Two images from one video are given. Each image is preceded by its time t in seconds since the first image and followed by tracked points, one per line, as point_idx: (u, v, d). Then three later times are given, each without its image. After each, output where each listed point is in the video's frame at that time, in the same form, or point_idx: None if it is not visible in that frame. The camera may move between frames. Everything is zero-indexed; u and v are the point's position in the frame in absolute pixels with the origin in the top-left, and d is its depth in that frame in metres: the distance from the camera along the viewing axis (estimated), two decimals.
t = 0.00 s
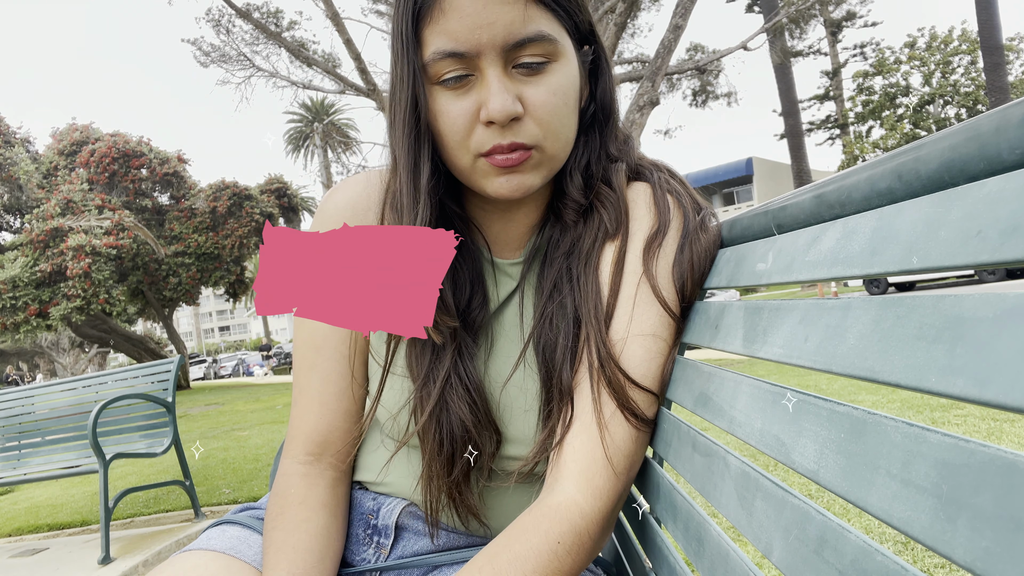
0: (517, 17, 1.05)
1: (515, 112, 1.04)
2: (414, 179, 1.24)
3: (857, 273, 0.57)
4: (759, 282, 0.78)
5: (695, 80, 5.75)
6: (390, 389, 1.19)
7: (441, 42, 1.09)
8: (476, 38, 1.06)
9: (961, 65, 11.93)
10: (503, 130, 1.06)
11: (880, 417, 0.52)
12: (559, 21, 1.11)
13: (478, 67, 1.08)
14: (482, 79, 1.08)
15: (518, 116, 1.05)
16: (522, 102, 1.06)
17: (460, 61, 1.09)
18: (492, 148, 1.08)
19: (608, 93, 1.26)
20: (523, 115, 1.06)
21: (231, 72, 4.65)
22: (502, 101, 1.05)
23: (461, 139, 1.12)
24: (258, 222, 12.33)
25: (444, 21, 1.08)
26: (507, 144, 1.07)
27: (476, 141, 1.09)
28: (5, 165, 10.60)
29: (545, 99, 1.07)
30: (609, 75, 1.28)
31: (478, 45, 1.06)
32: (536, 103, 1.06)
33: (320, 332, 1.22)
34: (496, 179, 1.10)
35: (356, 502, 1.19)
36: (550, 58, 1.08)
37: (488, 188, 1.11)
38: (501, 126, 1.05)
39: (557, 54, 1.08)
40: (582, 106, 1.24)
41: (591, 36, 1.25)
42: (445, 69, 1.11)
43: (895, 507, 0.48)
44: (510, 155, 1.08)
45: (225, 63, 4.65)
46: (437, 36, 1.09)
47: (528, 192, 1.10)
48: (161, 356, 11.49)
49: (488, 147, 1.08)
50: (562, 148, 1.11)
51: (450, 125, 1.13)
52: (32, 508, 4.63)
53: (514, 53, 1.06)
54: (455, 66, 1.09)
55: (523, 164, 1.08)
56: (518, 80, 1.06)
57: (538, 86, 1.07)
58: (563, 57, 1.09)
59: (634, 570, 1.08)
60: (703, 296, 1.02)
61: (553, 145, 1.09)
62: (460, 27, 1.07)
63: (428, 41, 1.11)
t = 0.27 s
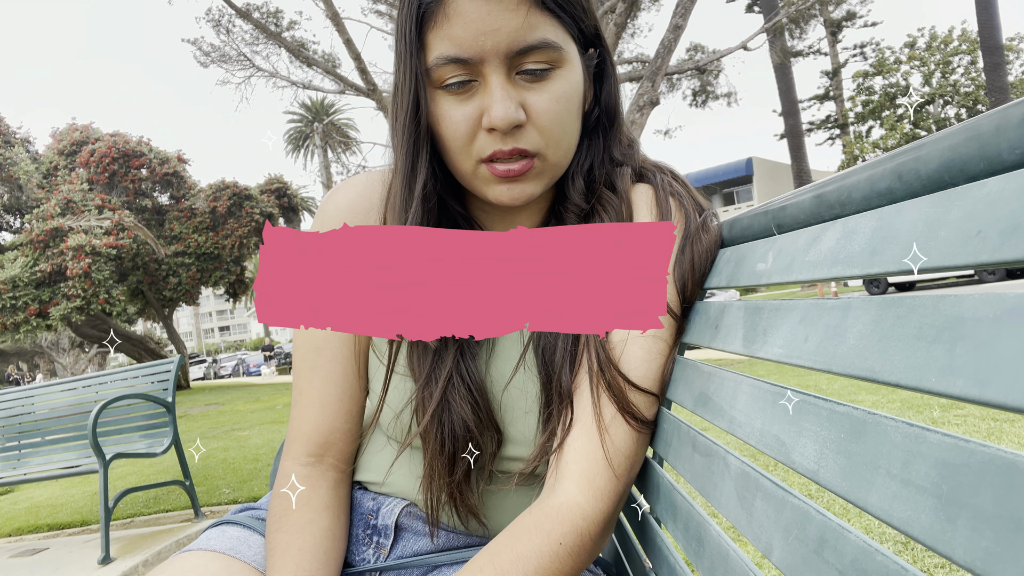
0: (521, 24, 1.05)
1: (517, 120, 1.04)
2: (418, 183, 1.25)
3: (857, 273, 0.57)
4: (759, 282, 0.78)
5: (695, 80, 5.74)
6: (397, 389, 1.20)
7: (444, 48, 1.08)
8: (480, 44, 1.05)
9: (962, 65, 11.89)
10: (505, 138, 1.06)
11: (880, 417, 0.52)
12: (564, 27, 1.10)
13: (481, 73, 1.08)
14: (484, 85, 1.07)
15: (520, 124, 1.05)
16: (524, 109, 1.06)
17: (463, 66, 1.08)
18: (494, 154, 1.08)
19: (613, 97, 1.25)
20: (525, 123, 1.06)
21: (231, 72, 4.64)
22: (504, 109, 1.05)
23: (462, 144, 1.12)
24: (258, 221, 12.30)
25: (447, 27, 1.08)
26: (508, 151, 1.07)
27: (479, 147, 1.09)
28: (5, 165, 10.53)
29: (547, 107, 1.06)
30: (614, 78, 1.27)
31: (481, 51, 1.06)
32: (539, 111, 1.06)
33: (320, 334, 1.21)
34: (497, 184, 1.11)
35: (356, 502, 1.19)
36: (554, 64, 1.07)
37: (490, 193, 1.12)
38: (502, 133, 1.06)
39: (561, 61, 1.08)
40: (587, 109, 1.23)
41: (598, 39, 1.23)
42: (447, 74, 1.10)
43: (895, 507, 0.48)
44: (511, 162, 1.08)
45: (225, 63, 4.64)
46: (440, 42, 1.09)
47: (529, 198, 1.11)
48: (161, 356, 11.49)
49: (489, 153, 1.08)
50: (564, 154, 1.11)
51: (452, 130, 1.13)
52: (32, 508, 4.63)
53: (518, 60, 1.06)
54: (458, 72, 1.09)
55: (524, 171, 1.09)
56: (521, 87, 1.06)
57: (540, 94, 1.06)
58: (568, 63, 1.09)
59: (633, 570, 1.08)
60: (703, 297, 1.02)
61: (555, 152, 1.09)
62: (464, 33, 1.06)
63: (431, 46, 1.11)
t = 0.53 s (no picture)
0: (517, 29, 1.05)
1: (510, 124, 1.05)
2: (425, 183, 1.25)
3: (857, 273, 0.57)
4: (760, 283, 0.80)
5: (695, 80, 5.74)
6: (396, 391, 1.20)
7: (441, 51, 1.09)
8: (476, 49, 1.06)
9: (962, 64, 11.85)
10: (499, 142, 1.07)
11: (880, 417, 0.52)
12: (563, 32, 1.10)
13: (478, 77, 1.08)
14: (480, 88, 1.08)
15: (514, 129, 1.06)
16: (519, 113, 1.06)
17: (460, 70, 1.09)
18: (489, 157, 1.09)
19: (614, 105, 1.25)
20: (520, 127, 1.06)
21: (231, 72, 4.65)
22: (497, 113, 1.05)
23: (460, 146, 1.13)
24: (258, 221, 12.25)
25: (445, 30, 1.08)
26: (503, 154, 1.08)
27: (475, 150, 1.10)
28: (5, 165, 10.24)
29: (542, 112, 1.06)
30: (617, 84, 1.26)
31: (477, 56, 1.06)
32: (533, 116, 1.06)
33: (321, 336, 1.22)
34: (492, 186, 1.11)
35: (355, 502, 1.19)
36: (549, 70, 1.07)
37: (486, 195, 1.13)
38: (497, 136, 1.07)
39: (557, 67, 1.08)
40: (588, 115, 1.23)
41: (601, 44, 1.22)
42: (445, 77, 1.11)
43: (895, 507, 0.48)
44: (505, 165, 1.09)
45: (225, 64, 4.65)
46: (438, 45, 1.09)
47: (524, 202, 1.12)
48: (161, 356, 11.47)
49: (484, 156, 1.09)
50: (560, 158, 1.11)
51: (451, 132, 1.14)
52: (32, 508, 4.64)
53: (513, 65, 1.06)
54: (455, 75, 1.10)
55: (518, 174, 1.09)
56: (517, 91, 1.06)
57: (535, 98, 1.06)
58: (564, 69, 1.09)
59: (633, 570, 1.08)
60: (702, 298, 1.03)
61: (550, 156, 1.09)
62: (461, 37, 1.07)
63: (430, 49, 1.12)
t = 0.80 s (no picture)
0: (528, 18, 1.06)
1: (510, 108, 1.05)
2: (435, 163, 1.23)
3: (857, 273, 0.57)
4: (761, 283, 0.80)
5: (695, 80, 5.74)
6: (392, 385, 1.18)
7: (453, 32, 1.10)
8: (487, 32, 1.07)
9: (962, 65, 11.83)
10: (498, 124, 1.07)
11: (880, 417, 0.52)
12: (572, 31, 1.11)
13: (485, 60, 1.09)
14: (486, 72, 1.08)
15: (514, 113, 1.06)
16: (520, 98, 1.06)
17: (469, 51, 1.09)
18: (486, 139, 1.09)
19: (616, 110, 1.25)
20: (519, 113, 1.06)
21: (231, 72, 4.65)
22: (500, 95, 1.05)
23: (460, 127, 1.13)
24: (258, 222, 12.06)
25: (459, 12, 1.10)
26: (501, 137, 1.08)
27: (474, 131, 1.10)
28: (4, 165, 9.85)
29: (543, 101, 1.07)
30: (621, 88, 1.26)
31: (487, 39, 1.07)
32: (534, 103, 1.06)
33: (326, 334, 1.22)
34: (488, 168, 1.11)
35: (354, 496, 1.17)
36: (555, 63, 1.08)
37: (480, 178, 1.12)
38: (497, 118, 1.06)
39: (562, 61, 1.08)
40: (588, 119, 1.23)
41: (607, 52, 1.23)
42: (455, 58, 1.12)
43: (895, 507, 0.48)
44: (504, 148, 1.09)
45: (225, 64, 4.65)
46: (452, 26, 1.10)
47: (517, 187, 1.11)
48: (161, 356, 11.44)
49: (482, 138, 1.09)
50: (556, 149, 1.11)
51: (455, 112, 1.14)
52: (32, 508, 4.64)
53: (520, 52, 1.06)
54: (464, 54, 1.10)
55: (515, 159, 1.09)
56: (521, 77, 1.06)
57: (537, 87, 1.06)
58: (569, 65, 1.09)
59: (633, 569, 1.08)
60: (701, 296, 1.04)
61: (546, 144, 1.09)
62: (474, 20, 1.08)
63: (445, 29, 1.12)
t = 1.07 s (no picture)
0: (541, 8, 1.08)
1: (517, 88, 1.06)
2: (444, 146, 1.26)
3: (858, 273, 0.57)
4: (761, 283, 0.80)
5: (695, 81, 5.73)
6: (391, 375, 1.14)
7: (473, 20, 1.13)
8: (503, 19, 1.10)
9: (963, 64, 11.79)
10: (505, 104, 1.08)
11: (880, 418, 0.52)
12: (585, 26, 1.11)
13: (498, 46, 1.10)
14: (498, 57, 1.10)
15: (521, 95, 1.06)
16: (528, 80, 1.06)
17: (485, 37, 1.12)
18: (492, 119, 1.09)
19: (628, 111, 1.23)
20: (525, 95, 1.06)
21: (231, 72, 4.65)
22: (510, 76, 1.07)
23: (470, 109, 1.14)
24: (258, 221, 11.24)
25: (479, 5, 1.13)
26: (506, 117, 1.08)
27: (481, 112, 1.11)
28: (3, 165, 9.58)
29: (550, 86, 1.07)
30: (634, 96, 1.24)
31: (502, 27, 1.10)
32: (540, 87, 1.06)
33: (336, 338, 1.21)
34: (492, 148, 1.11)
35: (356, 489, 1.13)
36: (565, 52, 1.08)
37: (485, 159, 1.12)
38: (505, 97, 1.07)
39: (572, 51, 1.08)
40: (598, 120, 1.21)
41: (621, 58, 1.23)
42: (471, 45, 1.14)
43: (895, 507, 0.48)
44: (510, 127, 1.09)
45: (225, 64, 4.65)
46: (472, 16, 1.14)
47: (521, 169, 1.10)
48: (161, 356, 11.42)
49: (489, 117, 1.09)
50: (561, 135, 1.10)
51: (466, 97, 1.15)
52: (32, 507, 4.65)
53: (532, 40, 1.08)
54: (480, 40, 1.13)
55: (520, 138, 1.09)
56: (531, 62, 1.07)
57: (545, 73, 1.07)
58: (580, 56, 1.09)
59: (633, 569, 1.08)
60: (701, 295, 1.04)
61: (552, 128, 1.09)
62: (492, 10, 1.11)
63: (465, 19, 1.16)
